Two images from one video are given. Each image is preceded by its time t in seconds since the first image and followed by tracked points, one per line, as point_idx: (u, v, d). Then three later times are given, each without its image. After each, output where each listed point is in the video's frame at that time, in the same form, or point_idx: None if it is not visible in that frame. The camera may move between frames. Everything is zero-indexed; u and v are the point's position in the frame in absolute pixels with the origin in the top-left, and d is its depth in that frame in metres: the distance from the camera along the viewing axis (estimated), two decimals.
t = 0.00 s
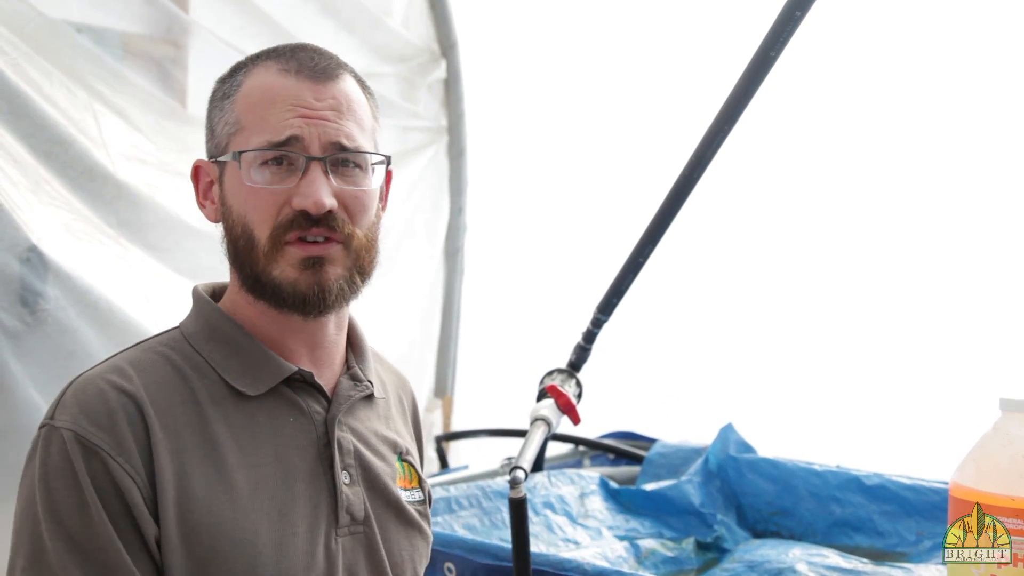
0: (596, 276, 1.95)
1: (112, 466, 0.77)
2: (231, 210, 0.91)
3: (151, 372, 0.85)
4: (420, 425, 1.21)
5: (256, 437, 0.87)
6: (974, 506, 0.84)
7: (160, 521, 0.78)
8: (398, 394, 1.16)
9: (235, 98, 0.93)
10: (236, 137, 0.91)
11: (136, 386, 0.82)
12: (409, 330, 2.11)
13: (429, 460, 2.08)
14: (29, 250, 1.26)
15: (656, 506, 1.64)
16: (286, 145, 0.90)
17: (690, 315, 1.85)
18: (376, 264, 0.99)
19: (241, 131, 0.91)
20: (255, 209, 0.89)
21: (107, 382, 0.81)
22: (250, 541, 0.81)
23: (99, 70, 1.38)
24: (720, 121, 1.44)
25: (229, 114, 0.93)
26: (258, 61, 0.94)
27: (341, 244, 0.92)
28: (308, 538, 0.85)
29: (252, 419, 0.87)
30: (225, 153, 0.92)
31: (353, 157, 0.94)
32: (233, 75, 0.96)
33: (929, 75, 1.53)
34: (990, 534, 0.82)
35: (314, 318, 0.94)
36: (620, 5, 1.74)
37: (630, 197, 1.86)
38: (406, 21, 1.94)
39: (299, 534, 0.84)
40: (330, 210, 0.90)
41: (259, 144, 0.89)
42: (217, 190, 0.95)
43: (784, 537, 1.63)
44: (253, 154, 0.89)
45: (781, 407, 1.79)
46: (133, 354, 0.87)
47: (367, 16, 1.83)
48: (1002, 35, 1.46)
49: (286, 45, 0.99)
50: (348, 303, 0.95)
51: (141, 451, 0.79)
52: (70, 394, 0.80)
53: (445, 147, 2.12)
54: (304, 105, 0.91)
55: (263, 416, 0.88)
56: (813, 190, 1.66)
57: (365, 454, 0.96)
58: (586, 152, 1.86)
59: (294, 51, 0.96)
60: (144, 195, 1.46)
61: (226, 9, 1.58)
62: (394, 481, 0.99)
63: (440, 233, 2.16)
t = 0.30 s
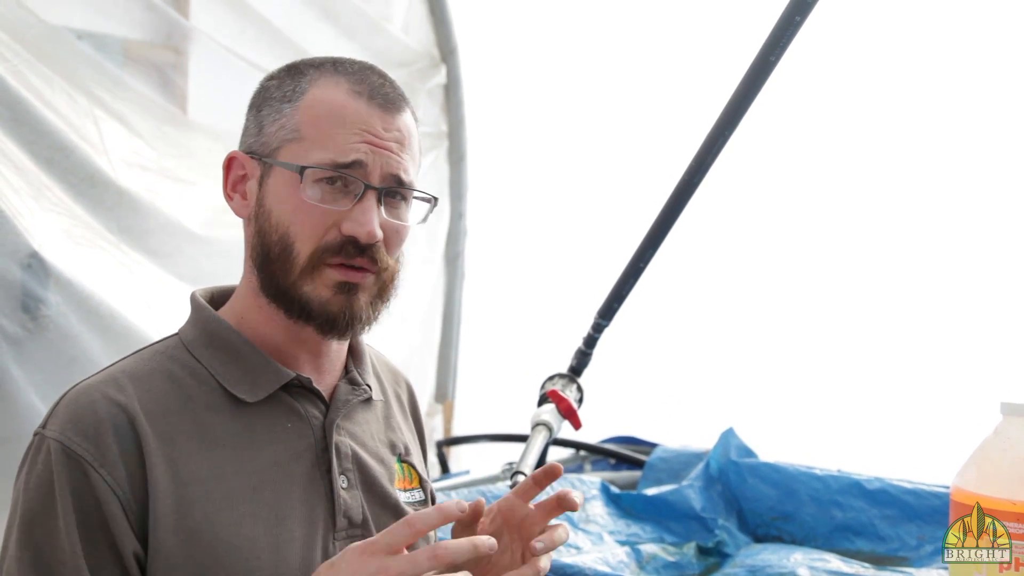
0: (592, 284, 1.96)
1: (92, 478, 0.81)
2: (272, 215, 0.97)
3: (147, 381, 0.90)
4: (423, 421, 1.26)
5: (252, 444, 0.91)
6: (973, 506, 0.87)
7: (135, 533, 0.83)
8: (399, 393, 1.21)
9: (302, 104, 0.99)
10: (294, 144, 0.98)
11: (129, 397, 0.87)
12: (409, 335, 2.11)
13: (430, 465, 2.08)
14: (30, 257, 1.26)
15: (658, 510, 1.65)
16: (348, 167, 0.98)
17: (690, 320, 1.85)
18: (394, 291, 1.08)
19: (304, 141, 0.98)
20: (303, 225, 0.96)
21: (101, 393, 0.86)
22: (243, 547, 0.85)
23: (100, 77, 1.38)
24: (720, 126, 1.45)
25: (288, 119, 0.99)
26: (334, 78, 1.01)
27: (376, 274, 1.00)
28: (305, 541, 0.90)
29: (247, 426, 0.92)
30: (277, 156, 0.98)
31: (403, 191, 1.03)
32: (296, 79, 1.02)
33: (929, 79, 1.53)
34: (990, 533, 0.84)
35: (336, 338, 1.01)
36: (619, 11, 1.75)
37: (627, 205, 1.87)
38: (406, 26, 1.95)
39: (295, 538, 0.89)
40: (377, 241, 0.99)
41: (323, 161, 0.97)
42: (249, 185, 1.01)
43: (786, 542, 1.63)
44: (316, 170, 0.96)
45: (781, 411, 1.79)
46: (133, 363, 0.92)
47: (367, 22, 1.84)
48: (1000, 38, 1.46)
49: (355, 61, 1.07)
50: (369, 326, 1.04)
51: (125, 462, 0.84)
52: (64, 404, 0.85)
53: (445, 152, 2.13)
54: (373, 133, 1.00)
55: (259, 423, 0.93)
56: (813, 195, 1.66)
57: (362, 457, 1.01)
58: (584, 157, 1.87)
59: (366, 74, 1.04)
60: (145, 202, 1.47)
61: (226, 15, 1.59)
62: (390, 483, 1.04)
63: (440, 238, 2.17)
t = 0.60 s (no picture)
0: (602, 284, 1.95)
1: (88, 480, 0.82)
2: (267, 225, 0.98)
3: (159, 388, 0.91)
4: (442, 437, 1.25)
5: (259, 454, 0.91)
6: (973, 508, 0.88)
7: (128, 539, 0.83)
8: (414, 408, 1.20)
9: (290, 114, 1.00)
10: (284, 155, 0.99)
11: (137, 404, 0.88)
12: (410, 343, 2.12)
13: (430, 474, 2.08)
14: (31, 265, 1.27)
15: (657, 520, 1.65)
16: (335, 172, 0.98)
17: (690, 329, 1.85)
18: (399, 294, 1.07)
19: (292, 151, 0.98)
20: (295, 232, 0.96)
21: (110, 399, 0.88)
22: (243, 556, 0.85)
23: (101, 86, 1.39)
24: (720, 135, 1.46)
25: (278, 131, 1.00)
26: (320, 86, 1.02)
27: (372, 277, 0.99)
28: (305, 554, 0.89)
29: (256, 435, 0.92)
30: (269, 168, 1.00)
31: (395, 193, 1.03)
32: (286, 92, 1.03)
33: (928, 89, 1.54)
34: (990, 534, 0.85)
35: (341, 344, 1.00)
36: (620, 22, 1.75)
37: (637, 202, 1.86)
38: (407, 36, 1.96)
39: (297, 550, 0.89)
40: (369, 243, 0.98)
41: (310, 167, 0.97)
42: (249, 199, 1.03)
43: (785, 552, 1.62)
44: (303, 177, 0.97)
45: (781, 420, 1.79)
46: (145, 368, 0.93)
47: (368, 31, 1.85)
48: (998, 49, 1.47)
49: (344, 70, 1.08)
50: (373, 330, 1.03)
51: (124, 467, 0.84)
52: (74, 408, 0.87)
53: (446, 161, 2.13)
54: (359, 137, 1.00)
55: (268, 433, 0.93)
56: (812, 204, 1.67)
57: (370, 471, 1.00)
58: (584, 167, 1.87)
59: (353, 80, 1.04)
60: (147, 210, 1.47)
61: (227, 23, 1.59)
62: (398, 498, 1.04)
63: (440, 247, 2.17)
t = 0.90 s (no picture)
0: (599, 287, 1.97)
1: (95, 481, 0.84)
2: (251, 230, 0.99)
3: (167, 391, 0.92)
4: (462, 441, 1.24)
5: (268, 457, 0.92)
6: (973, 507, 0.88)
7: (133, 542, 0.84)
8: (431, 411, 1.19)
9: (248, 119, 1.02)
10: (251, 157, 1.01)
11: (144, 407, 0.90)
12: (411, 345, 2.11)
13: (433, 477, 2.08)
14: (31, 270, 1.27)
15: (661, 520, 1.64)
16: (300, 159, 0.99)
17: (692, 329, 1.84)
18: (398, 273, 1.06)
19: (256, 151, 1.00)
20: (274, 227, 0.97)
21: (117, 402, 0.89)
22: (249, 558, 0.86)
23: (100, 91, 1.39)
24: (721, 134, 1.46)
25: (242, 137, 1.02)
26: (268, 82, 1.03)
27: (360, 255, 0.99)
28: (313, 558, 0.89)
29: (266, 438, 0.93)
30: (240, 175, 1.01)
31: (367, 168, 1.02)
32: (242, 99, 1.05)
33: (927, 86, 1.54)
34: (991, 533, 0.86)
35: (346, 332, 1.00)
36: (619, 22, 1.75)
37: (630, 211, 1.89)
38: (406, 38, 1.96)
39: (304, 554, 0.89)
40: (348, 221, 0.98)
41: (274, 161, 0.98)
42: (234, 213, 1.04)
43: (789, 551, 1.62)
44: (269, 171, 0.98)
45: (784, 419, 1.79)
46: (155, 370, 0.95)
47: (367, 34, 1.85)
48: (997, 45, 1.47)
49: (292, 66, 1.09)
50: (375, 311, 1.02)
51: (129, 470, 0.86)
52: (83, 410, 0.89)
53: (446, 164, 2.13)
54: (315, 120, 1.00)
55: (277, 434, 0.93)
56: (813, 202, 1.67)
57: (381, 474, 0.99)
58: (584, 167, 1.87)
59: (301, 69, 1.05)
60: (148, 215, 1.47)
61: (225, 27, 1.59)
62: (410, 502, 1.03)
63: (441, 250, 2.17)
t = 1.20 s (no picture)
0: (600, 289, 1.99)
1: (96, 483, 0.84)
2: (277, 225, 0.98)
3: (167, 390, 0.92)
4: (465, 436, 1.24)
5: (271, 457, 0.91)
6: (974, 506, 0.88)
7: (135, 544, 0.84)
8: (434, 406, 1.19)
9: (271, 110, 1.00)
10: (277, 151, 0.99)
11: (144, 407, 0.89)
12: (413, 341, 2.11)
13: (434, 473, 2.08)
14: (34, 265, 1.27)
15: (663, 516, 1.64)
16: (336, 158, 0.98)
17: (694, 326, 1.84)
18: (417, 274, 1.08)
19: (285, 145, 0.98)
20: (306, 226, 0.97)
21: (116, 403, 0.89)
22: (253, 559, 0.86)
23: (102, 87, 1.39)
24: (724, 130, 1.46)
25: (265, 128, 1.00)
26: (296, 74, 1.02)
27: (391, 258, 1.00)
28: (318, 559, 0.89)
29: (268, 437, 0.92)
30: (263, 167, 0.99)
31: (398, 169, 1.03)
32: (263, 88, 1.03)
33: (931, 83, 1.53)
34: (991, 531, 0.86)
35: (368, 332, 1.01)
36: (622, 19, 1.74)
37: (630, 214, 1.90)
38: (408, 34, 1.93)
39: (309, 555, 0.89)
40: (381, 224, 0.98)
41: (308, 159, 0.97)
42: (249, 204, 1.02)
43: (792, 548, 1.62)
44: (304, 169, 0.96)
45: (786, 416, 1.79)
46: (156, 370, 0.95)
47: (370, 29, 1.84)
48: (1001, 42, 1.47)
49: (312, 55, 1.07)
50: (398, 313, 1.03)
51: (130, 472, 0.86)
52: (82, 412, 0.89)
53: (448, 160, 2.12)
54: (349, 118, 1.00)
55: (280, 433, 0.93)
56: (815, 199, 1.66)
57: (385, 472, 1.00)
58: (587, 164, 1.87)
59: (327, 63, 1.04)
60: (150, 210, 1.47)
61: (228, 23, 1.59)
62: (414, 499, 1.03)
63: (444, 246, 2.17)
